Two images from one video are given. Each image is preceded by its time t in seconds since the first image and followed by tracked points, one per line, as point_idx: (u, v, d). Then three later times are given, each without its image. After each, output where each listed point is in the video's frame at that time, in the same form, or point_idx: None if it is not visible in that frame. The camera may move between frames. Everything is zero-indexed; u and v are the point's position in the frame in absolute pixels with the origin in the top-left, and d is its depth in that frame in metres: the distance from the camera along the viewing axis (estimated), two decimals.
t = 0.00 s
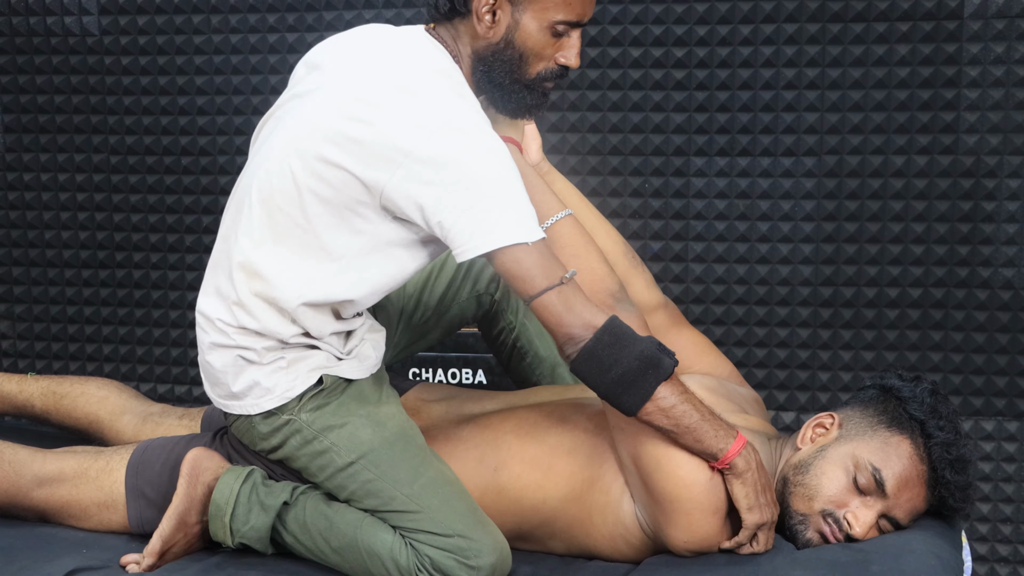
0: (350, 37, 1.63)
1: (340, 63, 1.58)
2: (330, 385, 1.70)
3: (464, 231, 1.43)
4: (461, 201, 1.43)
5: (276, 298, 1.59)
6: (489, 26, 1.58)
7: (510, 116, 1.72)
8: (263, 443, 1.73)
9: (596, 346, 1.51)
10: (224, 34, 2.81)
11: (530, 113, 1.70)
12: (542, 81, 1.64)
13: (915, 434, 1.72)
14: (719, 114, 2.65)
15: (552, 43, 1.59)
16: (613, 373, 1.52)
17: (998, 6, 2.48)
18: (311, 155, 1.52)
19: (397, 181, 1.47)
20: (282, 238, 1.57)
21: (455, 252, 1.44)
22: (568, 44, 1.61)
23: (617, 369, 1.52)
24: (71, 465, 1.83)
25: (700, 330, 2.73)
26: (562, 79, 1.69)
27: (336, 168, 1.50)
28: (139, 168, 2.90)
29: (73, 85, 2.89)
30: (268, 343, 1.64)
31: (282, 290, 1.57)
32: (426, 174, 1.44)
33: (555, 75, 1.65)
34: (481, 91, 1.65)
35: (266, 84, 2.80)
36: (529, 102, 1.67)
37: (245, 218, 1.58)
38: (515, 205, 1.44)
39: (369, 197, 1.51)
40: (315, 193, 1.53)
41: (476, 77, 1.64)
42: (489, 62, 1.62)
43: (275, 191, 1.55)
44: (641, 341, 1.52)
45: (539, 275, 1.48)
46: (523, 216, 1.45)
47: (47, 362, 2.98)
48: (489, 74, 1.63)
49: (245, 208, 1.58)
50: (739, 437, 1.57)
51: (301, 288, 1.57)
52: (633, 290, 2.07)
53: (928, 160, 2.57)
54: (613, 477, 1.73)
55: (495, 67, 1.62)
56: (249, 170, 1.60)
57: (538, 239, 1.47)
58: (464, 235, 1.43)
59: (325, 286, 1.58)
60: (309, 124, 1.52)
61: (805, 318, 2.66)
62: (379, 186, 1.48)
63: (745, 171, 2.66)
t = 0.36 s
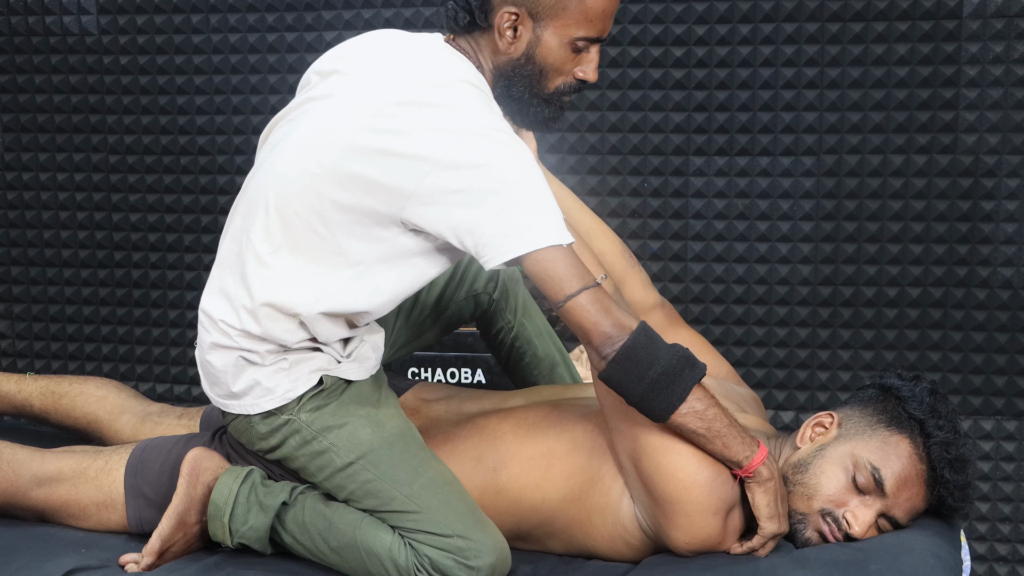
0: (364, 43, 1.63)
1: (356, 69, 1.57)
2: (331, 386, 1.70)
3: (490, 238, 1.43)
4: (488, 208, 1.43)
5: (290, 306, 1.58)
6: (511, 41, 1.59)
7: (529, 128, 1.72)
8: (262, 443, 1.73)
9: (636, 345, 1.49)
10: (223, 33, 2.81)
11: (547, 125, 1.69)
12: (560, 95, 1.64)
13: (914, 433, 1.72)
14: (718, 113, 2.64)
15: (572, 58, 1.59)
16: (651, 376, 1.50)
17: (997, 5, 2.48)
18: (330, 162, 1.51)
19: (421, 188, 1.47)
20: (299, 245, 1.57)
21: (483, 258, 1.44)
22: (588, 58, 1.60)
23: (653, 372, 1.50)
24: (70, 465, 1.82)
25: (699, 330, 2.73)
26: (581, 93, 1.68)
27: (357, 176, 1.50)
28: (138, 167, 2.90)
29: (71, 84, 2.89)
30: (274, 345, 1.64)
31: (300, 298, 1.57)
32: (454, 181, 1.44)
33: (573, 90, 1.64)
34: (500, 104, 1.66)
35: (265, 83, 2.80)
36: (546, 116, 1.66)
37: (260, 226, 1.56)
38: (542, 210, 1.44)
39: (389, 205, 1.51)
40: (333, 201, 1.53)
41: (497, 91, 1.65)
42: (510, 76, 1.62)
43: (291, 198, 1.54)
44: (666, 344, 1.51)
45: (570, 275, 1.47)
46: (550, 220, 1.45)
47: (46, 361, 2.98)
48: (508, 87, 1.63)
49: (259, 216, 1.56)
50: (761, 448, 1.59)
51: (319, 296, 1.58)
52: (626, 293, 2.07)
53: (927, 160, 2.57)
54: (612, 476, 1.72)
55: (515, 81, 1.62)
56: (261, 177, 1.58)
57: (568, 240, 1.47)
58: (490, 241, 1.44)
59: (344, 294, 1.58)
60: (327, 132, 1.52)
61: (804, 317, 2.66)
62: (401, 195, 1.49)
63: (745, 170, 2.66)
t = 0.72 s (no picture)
0: (344, 38, 1.65)
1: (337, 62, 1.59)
2: (329, 384, 1.70)
3: (478, 213, 1.42)
4: (473, 184, 1.42)
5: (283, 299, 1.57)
6: (484, 20, 1.58)
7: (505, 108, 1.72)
8: (261, 443, 1.73)
9: (597, 332, 1.47)
10: (220, 33, 2.80)
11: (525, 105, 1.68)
12: (536, 74, 1.63)
13: (912, 433, 1.72)
14: (716, 113, 2.64)
15: (545, 36, 1.58)
16: (612, 362, 1.47)
17: (994, 5, 2.49)
18: (316, 152, 1.52)
19: (403, 170, 1.47)
20: (290, 238, 1.56)
21: (469, 234, 1.43)
22: (561, 36, 1.60)
23: (616, 357, 1.47)
24: (66, 465, 1.82)
25: (697, 330, 2.73)
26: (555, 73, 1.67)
27: (343, 164, 1.50)
28: (135, 167, 2.89)
29: (68, 84, 2.88)
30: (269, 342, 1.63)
31: (293, 289, 1.57)
32: (435, 158, 1.44)
33: (548, 68, 1.63)
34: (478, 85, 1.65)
35: (263, 83, 2.80)
36: (522, 95, 1.66)
37: (250, 221, 1.56)
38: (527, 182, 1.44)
39: (378, 189, 1.51)
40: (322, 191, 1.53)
41: (473, 71, 1.64)
42: (485, 55, 1.61)
43: (277, 190, 1.54)
44: (632, 333, 1.49)
45: (543, 256, 1.45)
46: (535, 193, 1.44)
47: (43, 362, 2.97)
48: (484, 67, 1.63)
49: (249, 211, 1.56)
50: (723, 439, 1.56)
51: (313, 287, 1.57)
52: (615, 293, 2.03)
53: (925, 160, 2.57)
54: (600, 476, 1.73)
55: (490, 60, 1.62)
56: (248, 174, 1.59)
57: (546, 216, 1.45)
58: (477, 217, 1.42)
59: (338, 282, 1.57)
60: (312, 122, 1.53)
61: (801, 317, 2.66)
62: (389, 178, 1.48)
63: (742, 170, 2.66)
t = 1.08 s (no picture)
0: (293, 34, 1.67)
1: (291, 54, 1.61)
2: (327, 381, 1.70)
3: (445, 179, 1.46)
4: (438, 151, 1.46)
5: (267, 285, 1.56)
6: None
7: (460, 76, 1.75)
8: (260, 442, 1.72)
9: (555, 296, 1.50)
10: (218, 33, 2.80)
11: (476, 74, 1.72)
12: (483, 40, 1.67)
13: (909, 432, 1.72)
14: (713, 114, 2.64)
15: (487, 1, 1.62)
16: (567, 326, 1.49)
17: (991, 6, 2.49)
18: (282, 138, 1.53)
19: (370, 145, 1.49)
20: (267, 224, 1.56)
21: (440, 202, 1.47)
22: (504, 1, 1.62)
23: (574, 321, 1.49)
24: (62, 466, 1.82)
25: (694, 330, 2.72)
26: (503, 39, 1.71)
27: (311, 146, 1.52)
28: (133, 167, 2.89)
29: (65, 85, 2.88)
30: (261, 337, 1.62)
31: (277, 273, 1.56)
32: (399, 129, 1.47)
33: (495, 33, 1.67)
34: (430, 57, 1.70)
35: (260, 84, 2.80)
36: (472, 63, 1.70)
37: (225, 212, 1.56)
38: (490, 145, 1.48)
39: (348, 167, 1.52)
40: (293, 175, 1.54)
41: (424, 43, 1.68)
42: (433, 26, 1.65)
43: (248, 178, 1.54)
44: (589, 296, 1.51)
45: (504, 223, 1.49)
46: (499, 158, 1.48)
47: (40, 363, 2.97)
48: (433, 37, 1.67)
49: (222, 203, 1.56)
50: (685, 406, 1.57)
51: (296, 269, 1.56)
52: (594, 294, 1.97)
53: (922, 160, 2.57)
54: (579, 463, 1.72)
55: (438, 30, 1.66)
56: (217, 169, 1.59)
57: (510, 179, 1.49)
58: (447, 183, 1.46)
59: (321, 263, 1.57)
60: (275, 111, 1.54)
61: (799, 317, 2.66)
62: (357, 154, 1.50)
63: (740, 171, 2.65)
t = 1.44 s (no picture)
0: (253, 29, 1.68)
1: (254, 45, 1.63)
2: (329, 375, 1.70)
3: (415, 148, 1.48)
4: (406, 120, 1.48)
5: (255, 269, 1.55)
6: None
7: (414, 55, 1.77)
8: (261, 438, 1.71)
9: (528, 257, 1.54)
10: (213, 34, 2.78)
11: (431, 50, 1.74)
12: (437, 19, 1.68)
13: (894, 419, 1.73)
14: (708, 114, 2.64)
15: None
16: (540, 285, 1.54)
17: (985, 6, 2.50)
18: (255, 123, 1.54)
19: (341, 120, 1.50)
20: (249, 209, 1.55)
21: (412, 170, 1.49)
22: None
23: (545, 282, 1.54)
24: (55, 466, 1.82)
25: (689, 330, 2.71)
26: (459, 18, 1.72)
27: (285, 127, 1.52)
28: (127, 168, 2.85)
29: (60, 85, 2.84)
30: (257, 326, 1.61)
31: (265, 256, 1.55)
32: (367, 101, 1.49)
33: (450, 13, 1.68)
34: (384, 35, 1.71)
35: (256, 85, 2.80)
36: (426, 42, 1.72)
37: (204, 202, 1.56)
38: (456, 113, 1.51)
39: (322, 145, 1.53)
40: (269, 158, 1.54)
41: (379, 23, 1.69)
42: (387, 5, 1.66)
43: (224, 165, 1.54)
44: (563, 258, 1.55)
45: (473, 191, 1.52)
46: (465, 125, 1.51)
47: (35, 364, 2.92)
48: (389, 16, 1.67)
49: (201, 193, 1.55)
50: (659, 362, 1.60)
51: (282, 251, 1.55)
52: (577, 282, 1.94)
53: (917, 160, 2.57)
54: (562, 447, 1.75)
55: (393, 9, 1.66)
56: (192, 162, 1.59)
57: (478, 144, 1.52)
58: (418, 152, 1.48)
59: (305, 242, 1.57)
60: (244, 99, 1.55)
61: (794, 317, 2.66)
62: (330, 130, 1.51)
63: (735, 171, 2.65)
